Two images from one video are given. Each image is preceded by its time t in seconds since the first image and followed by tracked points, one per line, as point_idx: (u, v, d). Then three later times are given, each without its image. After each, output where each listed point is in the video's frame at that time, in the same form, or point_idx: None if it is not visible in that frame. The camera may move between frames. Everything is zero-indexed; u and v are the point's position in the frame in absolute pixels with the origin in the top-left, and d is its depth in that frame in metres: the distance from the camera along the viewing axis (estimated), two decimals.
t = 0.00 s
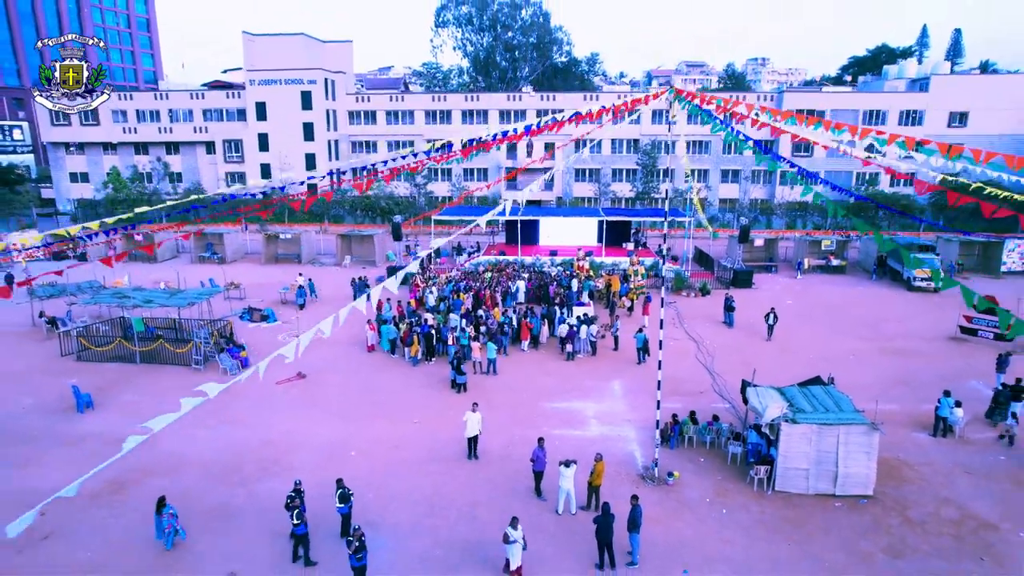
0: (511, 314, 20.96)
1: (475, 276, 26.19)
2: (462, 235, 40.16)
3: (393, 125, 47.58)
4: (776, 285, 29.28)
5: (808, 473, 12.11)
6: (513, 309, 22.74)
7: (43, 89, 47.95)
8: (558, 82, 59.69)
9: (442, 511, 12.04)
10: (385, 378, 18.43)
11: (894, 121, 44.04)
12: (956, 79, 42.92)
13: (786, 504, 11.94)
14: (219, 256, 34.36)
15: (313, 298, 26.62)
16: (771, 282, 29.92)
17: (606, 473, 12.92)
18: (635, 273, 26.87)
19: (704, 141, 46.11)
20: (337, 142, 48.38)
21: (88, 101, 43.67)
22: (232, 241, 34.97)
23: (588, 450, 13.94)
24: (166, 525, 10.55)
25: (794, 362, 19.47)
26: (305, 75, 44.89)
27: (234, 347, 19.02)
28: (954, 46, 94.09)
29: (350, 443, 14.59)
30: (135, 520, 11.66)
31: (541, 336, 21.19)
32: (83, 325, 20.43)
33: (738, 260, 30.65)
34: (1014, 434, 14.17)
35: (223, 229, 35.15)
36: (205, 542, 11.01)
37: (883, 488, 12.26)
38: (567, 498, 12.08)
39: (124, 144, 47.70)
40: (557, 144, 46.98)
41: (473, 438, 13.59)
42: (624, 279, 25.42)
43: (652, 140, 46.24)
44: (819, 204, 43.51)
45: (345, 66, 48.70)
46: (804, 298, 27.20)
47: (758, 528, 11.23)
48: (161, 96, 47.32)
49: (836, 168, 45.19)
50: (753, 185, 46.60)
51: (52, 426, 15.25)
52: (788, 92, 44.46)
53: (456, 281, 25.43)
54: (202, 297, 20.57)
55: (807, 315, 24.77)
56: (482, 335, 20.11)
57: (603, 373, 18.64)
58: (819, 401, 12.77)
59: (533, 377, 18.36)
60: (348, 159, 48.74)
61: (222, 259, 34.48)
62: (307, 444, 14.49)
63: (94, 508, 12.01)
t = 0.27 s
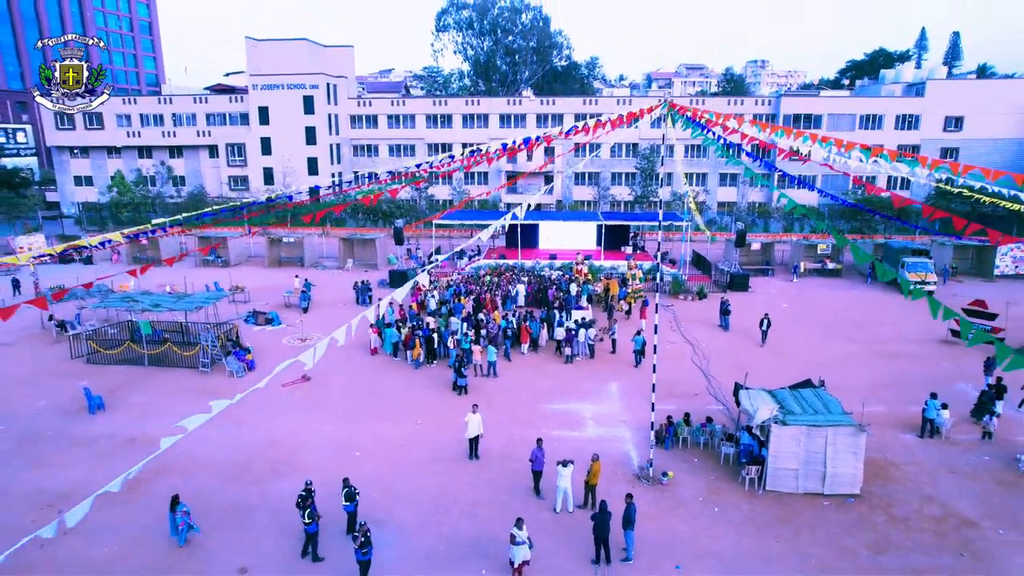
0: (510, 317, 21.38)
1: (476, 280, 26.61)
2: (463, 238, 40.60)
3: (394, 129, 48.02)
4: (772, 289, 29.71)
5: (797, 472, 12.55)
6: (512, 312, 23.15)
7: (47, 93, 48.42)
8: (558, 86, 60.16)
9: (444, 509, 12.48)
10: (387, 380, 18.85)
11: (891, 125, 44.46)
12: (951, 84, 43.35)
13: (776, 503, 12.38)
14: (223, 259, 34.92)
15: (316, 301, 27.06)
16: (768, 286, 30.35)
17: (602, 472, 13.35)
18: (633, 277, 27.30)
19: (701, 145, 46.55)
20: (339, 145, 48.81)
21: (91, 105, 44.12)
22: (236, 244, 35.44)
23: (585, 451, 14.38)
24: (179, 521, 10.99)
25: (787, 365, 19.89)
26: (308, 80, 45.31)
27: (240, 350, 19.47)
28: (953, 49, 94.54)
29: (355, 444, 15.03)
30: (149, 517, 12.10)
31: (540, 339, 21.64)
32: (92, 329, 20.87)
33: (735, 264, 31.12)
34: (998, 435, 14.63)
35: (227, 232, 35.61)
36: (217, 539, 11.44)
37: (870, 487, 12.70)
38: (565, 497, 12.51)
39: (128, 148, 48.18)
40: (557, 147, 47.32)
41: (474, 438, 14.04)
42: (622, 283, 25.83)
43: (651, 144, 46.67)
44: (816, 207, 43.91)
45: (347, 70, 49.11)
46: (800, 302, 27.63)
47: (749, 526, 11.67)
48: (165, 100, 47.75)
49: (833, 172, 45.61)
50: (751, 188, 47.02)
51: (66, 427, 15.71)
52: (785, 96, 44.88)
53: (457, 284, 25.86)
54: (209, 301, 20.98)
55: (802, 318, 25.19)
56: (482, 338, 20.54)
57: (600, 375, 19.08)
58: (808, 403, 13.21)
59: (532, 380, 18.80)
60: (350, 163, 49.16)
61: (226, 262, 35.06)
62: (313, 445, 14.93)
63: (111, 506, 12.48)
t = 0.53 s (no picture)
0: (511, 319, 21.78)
1: (476, 282, 27.00)
2: (464, 241, 41.02)
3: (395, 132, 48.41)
4: (768, 291, 30.12)
5: (788, 471, 12.94)
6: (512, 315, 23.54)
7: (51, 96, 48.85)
8: (558, 88, 60.57)
9: (446, 506, 12.88)
10: (389, 382, 19.24)
11: (888, 128, 44.87)
12: (947, 88, 43.73)
13: (767, 500, 12.78)
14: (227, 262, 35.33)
15: (319, 303, 27.46)
16: (764, 288, 30.74)
17: (599, 472, 13.75)
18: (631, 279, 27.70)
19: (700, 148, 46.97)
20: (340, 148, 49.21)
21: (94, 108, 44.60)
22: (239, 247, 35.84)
23: (583, 450, 14.78)
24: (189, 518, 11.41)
25: (782, 367, 20.28)
26: (310, 83, 45.70)
27: (245, 352, 19.86)
28: (951, 51, 95.01)
29: (359, 444, 15.43)
30: (161, 514, 12.50)
31: (540, 341, 22.03)
32: (100, 331, 21.27)
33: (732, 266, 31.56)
34: (985, 435, 15.02)
35: (230, 235, 35.99)
36: (227, 535, 11.84)
37: (859, 485, 13.09)
38: (563, 494, 12.91)
39: (131, 151, 48.60)
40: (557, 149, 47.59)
41: (475, 438, 14.43)
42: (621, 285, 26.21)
43: (649, 147, 47.08)
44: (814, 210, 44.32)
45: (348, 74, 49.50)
46: (796, 304, 28.01)
47: (741, 523, 12.06)
48: (168, 103, 48.09)
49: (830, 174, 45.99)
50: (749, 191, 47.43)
51: (77, 427, 16.13)
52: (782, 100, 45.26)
53: (457, 287, 26.25)
54: (214, 304, 21.39)
55: (798, 320, 25.58)
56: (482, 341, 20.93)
57: (598, 377, 19.46)
58: (799, 404, 13.61)
59: (532, 381, 19.18)
60: (351, 166, 49.64)
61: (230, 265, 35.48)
62: (318, 445, 15.32)
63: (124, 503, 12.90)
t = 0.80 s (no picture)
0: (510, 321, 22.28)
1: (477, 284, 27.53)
2: (465, 243, 41.53)
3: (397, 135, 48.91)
4: (764, 293, 30.65)
5: (778, 468, 13.44)
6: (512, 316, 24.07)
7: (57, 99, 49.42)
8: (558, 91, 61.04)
9: (449, 502, 13.39)
10: (392, 382, 19.73)
11: (884, 132, 45.35)
12: (943, 92, 44.23)
13: (757, 497, 13.28)
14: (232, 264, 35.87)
15: (323, 305, 27.97)
16: (761, 290, 31.25)
17: (597, 469, 14.25)
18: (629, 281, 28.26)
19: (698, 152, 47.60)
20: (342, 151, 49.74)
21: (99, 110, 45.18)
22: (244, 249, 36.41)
23: (581, 448, 15.28)
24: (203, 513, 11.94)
25: (776, 368, 20.78)
26: (312, 87, 46.22)
27: (252, 353, 20.35)
28: (950, 53, 95.48)
29: (364, 442, 15.94)
30: (175, 510, 13.01)
31: (540, 343, 22.53)
32: (111, 332, 21.79)
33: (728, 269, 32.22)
34: (970, 434, 15.53)
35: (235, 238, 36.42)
36: (238, 529, 12.34)
37: (846, 482, 13.60)
38: (561, 491, 13.42)
39: (136, 154, 49.18)
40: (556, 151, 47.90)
41: (476, 437, 14.95)
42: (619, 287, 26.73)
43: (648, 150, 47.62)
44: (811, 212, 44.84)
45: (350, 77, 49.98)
46: (791, 306, 28.49)
47: (732, 517, 12.57)
48: (173, 106, 48.38)
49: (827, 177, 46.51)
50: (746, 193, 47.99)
51: (91, 426, 16.65)
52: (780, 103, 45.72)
53: (458, 289, 26.77)
54: (222, 306, 21.90)
55: (793, 322, 26.06)
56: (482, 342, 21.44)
57: (597, 377, 19.96)
58: (789, 404, 14.11)
59: (531, 382, 19.68)
60: (353, 168, 50.15)
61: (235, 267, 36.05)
62: (324, 443, 15.83)
63: (139, 499, 13.42)
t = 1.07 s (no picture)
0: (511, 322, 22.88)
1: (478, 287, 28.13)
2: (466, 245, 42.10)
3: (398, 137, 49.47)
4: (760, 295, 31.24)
5: (767, 464, 14.00)
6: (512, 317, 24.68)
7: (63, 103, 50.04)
8: (558, 93, 61.56)
9: (452, 496, 13.96)
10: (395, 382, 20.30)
11: (880, 134, 45.87)
12: (938, 95, 44.77)
13: (748, 491, 13.84)
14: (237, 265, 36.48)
15: (327, 306, 28.56)
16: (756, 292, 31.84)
17: (593, 464, 14.82)
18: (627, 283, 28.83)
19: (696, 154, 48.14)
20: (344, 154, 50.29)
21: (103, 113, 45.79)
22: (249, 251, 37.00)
23: (578, 445, 15.85)
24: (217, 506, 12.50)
25: (769, 368, 21.34)
26: (315, 90, 46.83)
27: (259, 353, 20.94)
28: (948, 54, 95.98)
29: (369, 439, 16.51)
30: (190, 503, 13.58)
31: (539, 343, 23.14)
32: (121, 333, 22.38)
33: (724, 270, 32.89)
34: (953, 431, 16.10)
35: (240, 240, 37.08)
36: (251, 522, 12.91)
37: (832, 477, 14.17)
38: (559, 485, 13.98)
39: (140, 156, 49.79)
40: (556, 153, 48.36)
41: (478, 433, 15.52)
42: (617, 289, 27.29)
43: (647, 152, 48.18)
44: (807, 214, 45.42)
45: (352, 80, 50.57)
46: (786, 307, 29.06)
47: (722, 510, 13.14)
48: (177, 109, 49.02)
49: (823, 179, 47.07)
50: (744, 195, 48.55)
51: (106, 423, 17.23)
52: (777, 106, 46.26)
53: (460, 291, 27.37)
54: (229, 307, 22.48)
55: (787, 322, 26.61)
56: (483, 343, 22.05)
57: (594, 377, 20.54)
58: (778, 402, 14.67)
59: (531, 381, 20.25)
60: (355, 170, 50.70)
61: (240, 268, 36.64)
62: (330, 440, 16.41)
63: (154, 494, 13.99)
